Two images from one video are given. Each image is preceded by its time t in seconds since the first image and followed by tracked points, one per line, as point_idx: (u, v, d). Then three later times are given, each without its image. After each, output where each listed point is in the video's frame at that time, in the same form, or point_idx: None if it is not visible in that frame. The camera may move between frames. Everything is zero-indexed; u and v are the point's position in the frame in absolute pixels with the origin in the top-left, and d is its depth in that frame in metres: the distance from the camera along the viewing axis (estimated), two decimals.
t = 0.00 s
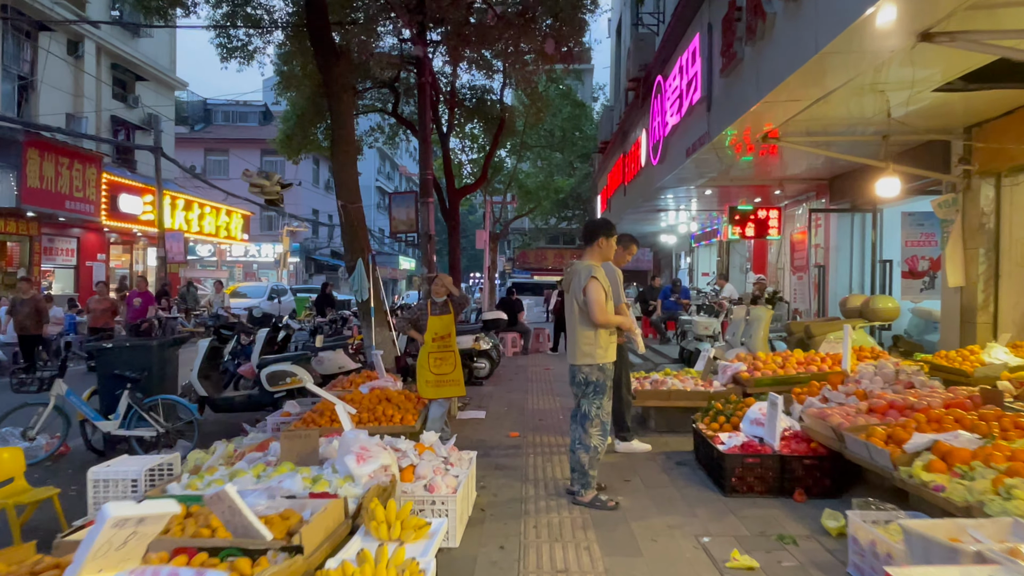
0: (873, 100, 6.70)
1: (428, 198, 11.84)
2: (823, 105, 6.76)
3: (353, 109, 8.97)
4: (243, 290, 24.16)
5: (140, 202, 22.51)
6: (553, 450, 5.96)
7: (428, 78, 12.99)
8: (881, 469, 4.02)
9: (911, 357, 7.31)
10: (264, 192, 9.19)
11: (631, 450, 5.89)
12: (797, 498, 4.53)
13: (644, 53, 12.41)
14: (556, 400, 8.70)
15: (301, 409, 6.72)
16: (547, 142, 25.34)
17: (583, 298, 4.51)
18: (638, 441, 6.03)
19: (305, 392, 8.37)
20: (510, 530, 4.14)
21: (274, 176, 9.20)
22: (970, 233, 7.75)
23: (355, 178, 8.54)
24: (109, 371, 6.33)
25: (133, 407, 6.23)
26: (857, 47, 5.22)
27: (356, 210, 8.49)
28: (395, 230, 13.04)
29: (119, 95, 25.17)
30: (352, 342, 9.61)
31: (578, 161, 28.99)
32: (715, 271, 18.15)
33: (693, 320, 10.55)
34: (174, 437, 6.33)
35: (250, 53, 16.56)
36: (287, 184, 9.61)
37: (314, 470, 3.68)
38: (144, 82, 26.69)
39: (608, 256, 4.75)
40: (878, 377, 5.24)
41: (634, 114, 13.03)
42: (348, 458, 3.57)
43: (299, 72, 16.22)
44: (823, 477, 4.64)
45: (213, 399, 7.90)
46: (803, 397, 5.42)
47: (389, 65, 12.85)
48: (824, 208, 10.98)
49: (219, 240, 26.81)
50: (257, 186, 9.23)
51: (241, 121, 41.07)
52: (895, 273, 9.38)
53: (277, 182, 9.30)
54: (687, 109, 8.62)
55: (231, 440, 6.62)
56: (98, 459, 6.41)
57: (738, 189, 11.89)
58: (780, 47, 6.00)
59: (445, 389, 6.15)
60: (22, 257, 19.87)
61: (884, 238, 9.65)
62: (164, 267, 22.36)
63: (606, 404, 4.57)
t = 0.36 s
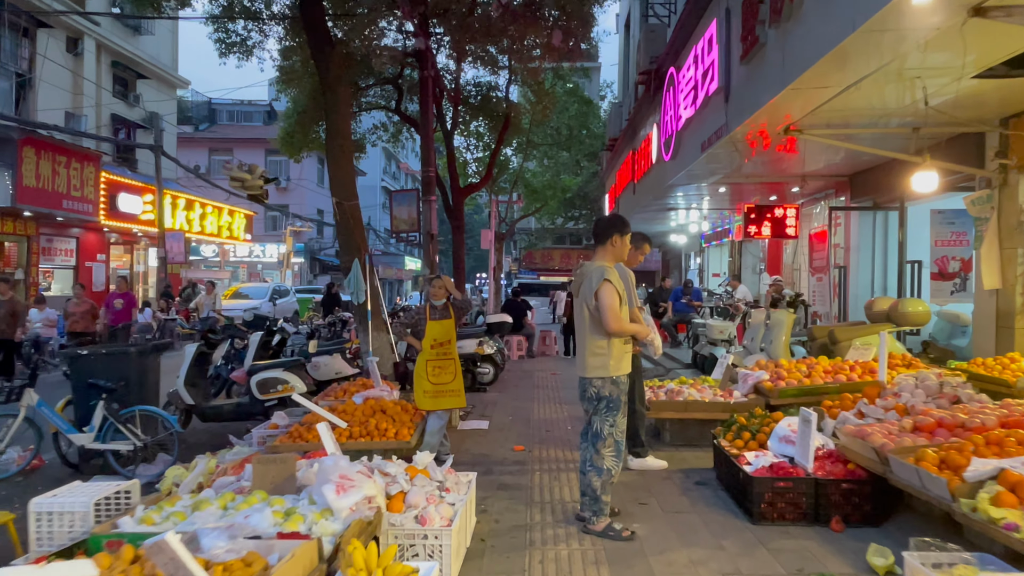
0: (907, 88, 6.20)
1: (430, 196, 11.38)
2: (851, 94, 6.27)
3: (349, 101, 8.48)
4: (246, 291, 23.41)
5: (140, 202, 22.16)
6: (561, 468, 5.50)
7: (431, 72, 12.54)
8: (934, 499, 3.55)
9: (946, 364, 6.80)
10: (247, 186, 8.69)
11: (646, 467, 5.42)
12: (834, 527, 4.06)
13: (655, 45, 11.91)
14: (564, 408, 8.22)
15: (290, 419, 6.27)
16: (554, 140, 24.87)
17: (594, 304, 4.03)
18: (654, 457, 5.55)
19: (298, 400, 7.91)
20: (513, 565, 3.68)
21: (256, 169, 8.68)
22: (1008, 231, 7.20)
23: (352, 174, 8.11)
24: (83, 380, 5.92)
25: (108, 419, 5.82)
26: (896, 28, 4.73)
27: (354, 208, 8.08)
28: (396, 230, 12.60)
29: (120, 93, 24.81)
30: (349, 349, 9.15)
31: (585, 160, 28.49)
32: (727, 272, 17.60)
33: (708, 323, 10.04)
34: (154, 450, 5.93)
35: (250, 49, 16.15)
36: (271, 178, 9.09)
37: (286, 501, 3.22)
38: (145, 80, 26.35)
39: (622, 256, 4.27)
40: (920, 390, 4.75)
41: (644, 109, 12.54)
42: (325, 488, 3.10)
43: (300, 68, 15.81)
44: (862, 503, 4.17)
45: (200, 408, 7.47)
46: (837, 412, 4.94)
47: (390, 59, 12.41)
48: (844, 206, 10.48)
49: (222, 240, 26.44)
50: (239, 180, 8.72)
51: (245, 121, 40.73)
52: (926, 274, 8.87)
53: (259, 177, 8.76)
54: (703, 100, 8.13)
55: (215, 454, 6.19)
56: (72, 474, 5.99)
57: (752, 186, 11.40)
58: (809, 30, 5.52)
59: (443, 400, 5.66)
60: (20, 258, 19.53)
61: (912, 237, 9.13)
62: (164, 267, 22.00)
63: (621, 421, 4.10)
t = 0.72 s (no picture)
0: (950, 70, 5.65)
1: (432, 193, 10.86)
2: (889, 77, 5.73)
3: (344, 89, 7.91)
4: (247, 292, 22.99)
5: (139, 200, 21.76)
6: (570, 490, 4.98)
7: (433, 63, 12.03)
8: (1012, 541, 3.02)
9: (990, 373, 6.23)
10: (222, 177, 8.16)
11: (664, 488, 4.89)
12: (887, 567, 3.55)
13: (668, 34, 11.37)
14: (573, 418, 7.70)
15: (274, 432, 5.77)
16: (561, 138, 24.34)
17: (611, 309, 3.49)
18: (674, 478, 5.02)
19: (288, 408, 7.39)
20: None
21: (231, 158, 8.15)
22: None
23: (346, 168, 7.60)
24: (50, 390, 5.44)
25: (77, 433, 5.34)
26: None
27: (350, 204, 7.58)
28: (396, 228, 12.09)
29: (120, 91, 24.40)
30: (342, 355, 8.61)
31: (592, 158, 27.92)
32: (740, 272, 17.03)
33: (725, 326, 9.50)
34: (128, 465, 5.45)
35: (248, 43, 15.67)
36: (248, 169, 8.54)
37: (246, 546, 2.71)
38: (146, 78, 25.96)
39: (640, 252, 3.74)
40: (977, 408, 4.21)
41: (656, 101, 12.00)
42: (291, 532, 2.59)
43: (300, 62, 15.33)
44: (917, 540, 3.64)
45: (184, 418, 6.99)
46: (881, 431, 4.42)
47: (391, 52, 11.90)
48: (868, 203, 9.94)
49: (223, 240, 26.02)
50: (211, 170, 8.18)
51: (249, 120, 40.34)
52: (960, 275, 8.32)
53: (235, 167, 8.21)
54: (722, 88, 7.59)
55: (195, 470, 5.70)
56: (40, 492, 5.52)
57: (769, 182, 10.83)
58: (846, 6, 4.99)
59: (440, 413, 5.14)
60: (16, 258, 19.15)
61: (945, 237, 8.58)
62: (164, 268, 21.59)
63: (640, 444, 3.57)
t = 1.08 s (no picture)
0: (1005, 46, 5.13)
1: (435, 188, 10.35)
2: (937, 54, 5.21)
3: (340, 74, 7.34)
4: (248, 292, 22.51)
5: (138, 199, 21.35)
6: (585, 511, 4.49)
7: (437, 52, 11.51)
8: None
9: None
10: (194, 162, 7.42)
11: (691, 510, 4.39)
12: None
13: (682, 21, 10.84)
14: (584, 426, 7.18)
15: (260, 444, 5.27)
16: (569, 134, 23.84)
17: (637, 310, 2.99)
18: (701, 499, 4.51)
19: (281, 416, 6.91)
20: None
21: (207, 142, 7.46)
22: None
23: (342, 158, 7.08)
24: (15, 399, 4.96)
25: (42, 446, 4.86)
26: None
27: (347, 197, 7.03)
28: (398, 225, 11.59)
29: (120, 87, 24.02)
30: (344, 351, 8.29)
31: (600, 155, 27.38)
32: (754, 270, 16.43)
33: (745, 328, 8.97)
34: (99, 480, 4.98)
35: (247, 35, 15.22)
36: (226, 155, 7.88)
37: None
38: (146, 74, 25.58)
39: (671, 245, 3.22)
40: None
41: (670, 92, 11.45)
42: None
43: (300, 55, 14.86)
44: None
45: (168, 426, 6.50)
46: (938, 448, 3.91)
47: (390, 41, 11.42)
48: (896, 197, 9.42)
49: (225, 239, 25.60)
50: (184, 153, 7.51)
51: (254, 119, 39.95)
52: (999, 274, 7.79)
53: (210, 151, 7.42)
54: (746, 72, 7.06)
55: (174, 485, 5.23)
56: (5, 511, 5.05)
57: (789, 176, 10.29)
58: None
59: (440, 425, 4.65)
60: (12, 257, 18.75)
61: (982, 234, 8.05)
62: (163, 267, 21.17)
63: (671, 467, 3.06)
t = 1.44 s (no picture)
0: None
1: (435, 183, 9.87)
2: (986, 27, 4.71)
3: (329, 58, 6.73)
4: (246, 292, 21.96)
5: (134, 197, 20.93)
6: (594, 538, 4.02)
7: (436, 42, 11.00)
8: None
9: None
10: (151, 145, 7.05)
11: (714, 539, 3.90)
12: None
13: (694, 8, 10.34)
14: (591, 437, 6.70)
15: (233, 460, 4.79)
16: (573, 131, 23.37)
17: (662, 317, 2.49)
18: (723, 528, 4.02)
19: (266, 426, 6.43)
20: None
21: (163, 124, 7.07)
22: None
23: (331, 149, 6.55)
24: None
25: None
26: None
27: (338, 191, 6.52)
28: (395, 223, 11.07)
29: (117, 84, 23.60)
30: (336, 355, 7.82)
31: (605, 153, 26.90)
32: (765, 269, 15.94)
33: (761, 330, 8.47)
34: (57, 501, 4.51)
35: (242, 28, 14.80)
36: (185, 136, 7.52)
37: None
38: (143, 71, 25.15)
39: (702, 238, 2.68)
40: None
41: (681, 83, 10.94)
42: None
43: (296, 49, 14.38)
44: None
45: (143, 437, 6.03)
46: (1002, 471, 3.40)
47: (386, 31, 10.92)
48: (920, 192, 8.94)
49: (224, 238, 25.17)
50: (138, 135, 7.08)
51: (255, 118, 39.57)
52: None
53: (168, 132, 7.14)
54: (767, 55, 6.57)
55: (142, 506, 4.76)
56: None
57: (804, 171, 9.79)
58: None
59: (434, 441, 4.14)
60: (4, 256, 18.31)
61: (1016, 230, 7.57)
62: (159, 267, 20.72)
63: (702, 501, 2.57)
